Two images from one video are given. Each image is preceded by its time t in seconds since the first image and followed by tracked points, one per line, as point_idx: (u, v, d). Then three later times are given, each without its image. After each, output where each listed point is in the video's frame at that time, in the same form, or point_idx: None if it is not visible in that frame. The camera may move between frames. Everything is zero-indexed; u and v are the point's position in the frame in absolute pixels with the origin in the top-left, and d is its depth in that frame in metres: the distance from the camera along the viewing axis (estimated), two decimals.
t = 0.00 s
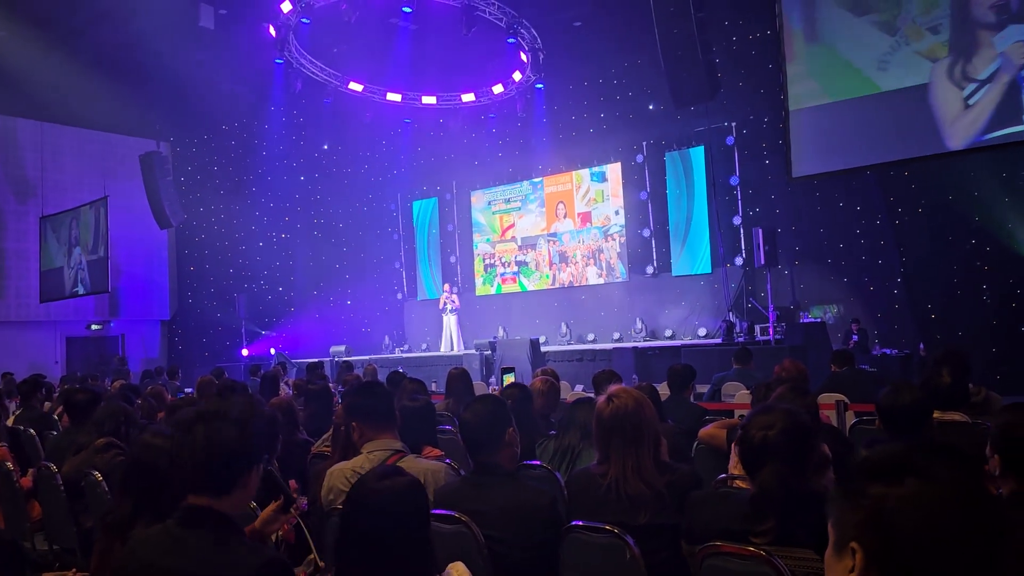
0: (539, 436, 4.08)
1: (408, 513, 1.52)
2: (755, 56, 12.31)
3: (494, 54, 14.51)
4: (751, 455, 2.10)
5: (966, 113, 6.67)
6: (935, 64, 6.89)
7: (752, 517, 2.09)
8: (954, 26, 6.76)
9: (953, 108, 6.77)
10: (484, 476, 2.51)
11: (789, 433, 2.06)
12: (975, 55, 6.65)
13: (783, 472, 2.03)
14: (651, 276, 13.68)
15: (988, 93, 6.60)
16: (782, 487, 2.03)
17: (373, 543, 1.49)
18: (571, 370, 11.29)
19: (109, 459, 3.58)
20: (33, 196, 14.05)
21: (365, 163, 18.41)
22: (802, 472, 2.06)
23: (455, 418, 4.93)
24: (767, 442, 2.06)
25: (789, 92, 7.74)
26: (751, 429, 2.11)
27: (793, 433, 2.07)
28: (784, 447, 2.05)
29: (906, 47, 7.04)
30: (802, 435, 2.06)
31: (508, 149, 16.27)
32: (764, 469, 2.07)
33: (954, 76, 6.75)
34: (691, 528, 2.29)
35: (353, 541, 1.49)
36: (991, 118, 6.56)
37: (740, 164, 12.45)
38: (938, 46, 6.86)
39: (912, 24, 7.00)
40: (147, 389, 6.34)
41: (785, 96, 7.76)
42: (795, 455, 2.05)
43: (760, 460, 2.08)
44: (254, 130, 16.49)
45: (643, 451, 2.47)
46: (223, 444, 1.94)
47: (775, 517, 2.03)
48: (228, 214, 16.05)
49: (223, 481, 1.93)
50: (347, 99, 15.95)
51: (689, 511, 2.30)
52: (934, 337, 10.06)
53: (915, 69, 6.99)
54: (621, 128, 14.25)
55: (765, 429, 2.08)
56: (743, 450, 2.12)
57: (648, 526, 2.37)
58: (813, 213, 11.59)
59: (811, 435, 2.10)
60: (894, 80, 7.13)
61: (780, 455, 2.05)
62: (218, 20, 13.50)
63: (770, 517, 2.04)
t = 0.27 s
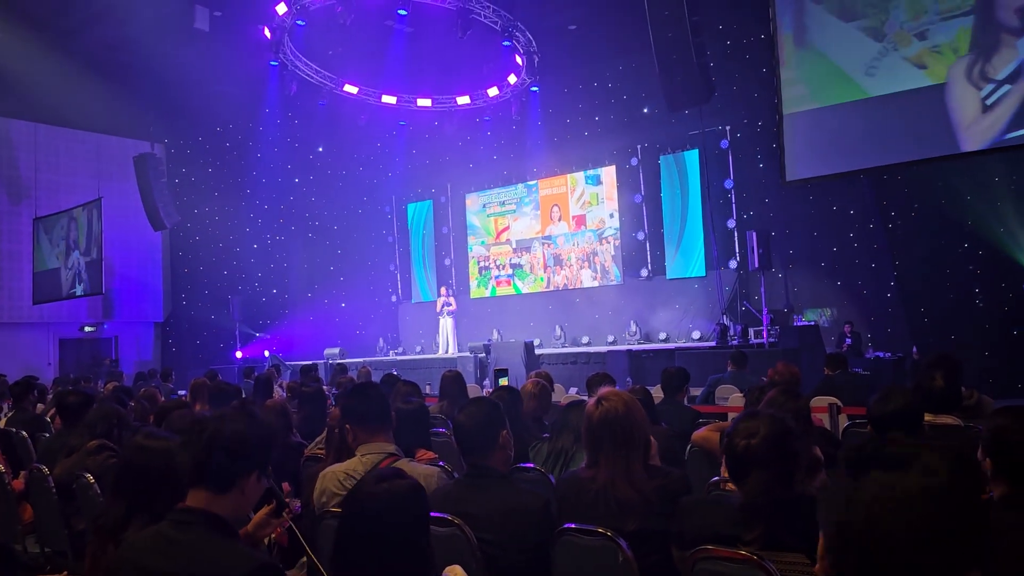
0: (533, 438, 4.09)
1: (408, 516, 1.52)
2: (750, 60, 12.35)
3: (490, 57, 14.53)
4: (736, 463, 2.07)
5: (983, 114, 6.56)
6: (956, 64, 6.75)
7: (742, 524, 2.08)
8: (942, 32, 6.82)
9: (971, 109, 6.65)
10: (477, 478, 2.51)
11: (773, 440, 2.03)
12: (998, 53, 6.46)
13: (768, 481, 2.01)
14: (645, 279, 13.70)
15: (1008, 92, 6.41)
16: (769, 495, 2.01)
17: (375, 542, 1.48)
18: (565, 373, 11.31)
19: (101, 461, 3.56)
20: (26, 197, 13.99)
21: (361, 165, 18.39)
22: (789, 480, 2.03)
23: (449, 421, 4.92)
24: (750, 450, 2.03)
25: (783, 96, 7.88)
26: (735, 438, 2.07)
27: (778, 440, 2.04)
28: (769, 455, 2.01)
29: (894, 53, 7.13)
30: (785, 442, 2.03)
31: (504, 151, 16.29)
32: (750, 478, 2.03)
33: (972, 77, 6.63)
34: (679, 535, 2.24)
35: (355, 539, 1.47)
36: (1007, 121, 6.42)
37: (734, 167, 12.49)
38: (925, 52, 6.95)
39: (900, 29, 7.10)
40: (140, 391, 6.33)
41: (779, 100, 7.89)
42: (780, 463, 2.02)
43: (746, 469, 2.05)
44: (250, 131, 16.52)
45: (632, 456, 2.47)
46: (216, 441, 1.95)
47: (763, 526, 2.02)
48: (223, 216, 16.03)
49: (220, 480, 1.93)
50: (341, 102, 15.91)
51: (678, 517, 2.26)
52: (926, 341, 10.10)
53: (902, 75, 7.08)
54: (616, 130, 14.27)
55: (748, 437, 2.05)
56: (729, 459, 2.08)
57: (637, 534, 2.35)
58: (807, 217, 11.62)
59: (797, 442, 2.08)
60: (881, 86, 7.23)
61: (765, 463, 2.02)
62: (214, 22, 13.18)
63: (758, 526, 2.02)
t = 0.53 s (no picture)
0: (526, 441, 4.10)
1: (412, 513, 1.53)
2: (744, 65, 12.40)
3: (483, 61, 14.59)
4: (720, 473, 2.05)
5: (989, 120, 6.71)
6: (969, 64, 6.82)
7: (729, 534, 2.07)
8: (919, 43, 7.13)
9: (977, 116, 6.76)
10: (470, 482, 2.52)
11: (756, 449, 2.01)
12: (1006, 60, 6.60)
13: (754, 491, 1.98)
14: (639, 282, 13.73)
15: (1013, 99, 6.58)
16: (754, 506, 1.99)
17: (375, 540, 1.48)
18: (559, 377, 11.32)
19: (93, 463, 3.55)
20: (19, 199, 13.78)
21: (355, 168, 18.47)
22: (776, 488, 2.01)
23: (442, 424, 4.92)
24: (734, 462, 2.00)
25: (776, 100, 7.86)
26: (717, 450, 2.04)
27: (762, 449, 2.01)
28: (753, 465, 1.99)
29: (873, 62, 7.40)
30: (768, 451, 2.01)
31: (498, 155, 16.32)
32: (735, 491, 2.00)
33: (981, 83, 6.73)
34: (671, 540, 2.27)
35: (352, 541, 1.46)
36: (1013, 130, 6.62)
37: (728, 172, 12.51)
38: (902, 62, 7.23)
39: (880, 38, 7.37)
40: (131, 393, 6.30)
41: (772, 104, 7.88)
42: (765, 472, 2.00)
43: (730, 479, 2.02)
44: (244, 133, 16.50)
45: (620, 462, 2.46)
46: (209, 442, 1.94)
47: (750, 536, 2.01)
48: (217, 218, 16.01)
49: (213, 484, 1.91)
50: (336, 105, 15.89)
51: (668, 524, 2.28)
52: (918, 346, 10.15)
53: (879, 84, 7.33)
54: (610, 134, 14.33)
55: (731, 448, 2.02)
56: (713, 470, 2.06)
57: (626, 541, 2.33)
58: (800, 222, 11.66)
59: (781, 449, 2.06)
60: (860, 94, 7.46)
61: (749, 473, 1.99)
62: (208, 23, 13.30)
63: (745, 538, 2.02)
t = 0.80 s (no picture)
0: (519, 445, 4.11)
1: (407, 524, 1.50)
2: (736, 72, 12.45)
3: (479, 65, 14.63)
4: (707, 483, 2.07)
5: (968, 123, 6.98)
6: (955, 69, 7.07)
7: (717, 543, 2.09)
8: (884, 57, 7.51)
9: (960, 117, 7.04)
10: (461, 486, 2.52)
11: (743, 459, 2.03)
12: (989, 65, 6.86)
13: (739, 503, 2.02)
14: (633, 287, 13.76)
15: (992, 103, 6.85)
16: (739, 518, 2.02)
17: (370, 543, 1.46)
18: (552, 381, 11.32)
19: (84, 466, 3.54)
20: (10, 199, 14.19)
21: (349, 171, 18.32)
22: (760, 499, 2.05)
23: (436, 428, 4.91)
24: (719, 473, 2.03)
25: (771, 107, 8.03)
26: (704, 461, 2.06)
27: (748, 461, 2.04)
28: (740, 476, 2.02)
29: (840, 75, 7.75)
30: (755, 462, 2.04)
31: (493, 159, 16.33)
32: (720, 503, 2.04)
33: (962, 86, 7.01)
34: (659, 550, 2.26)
35: (346, 545, 1.44)
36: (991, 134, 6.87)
37: (722, 178, 12.55)
38: (869, 75, 7.61)
39: (847, 52, 7.74)
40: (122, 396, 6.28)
41: (767, 111, 8.05)
42: (751, 483, 2.02)
43: (717, 490, 2.05)
44: (237, 135, 16.34)
45: (612, 467, 2.47)
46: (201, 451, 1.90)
47: (737, 546, 2.01)
48: (210, 220, 15.96)
49: (206, 489, 1.90)
50: (331, 108, 15.87)
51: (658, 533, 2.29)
52: (910, 352, 10.20)
53: (846, 96, 7.68)
54: (604, 139, 14.35)
55: (716, 460, 2.05)
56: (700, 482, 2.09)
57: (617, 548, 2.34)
58: (792, 228, 11.70)
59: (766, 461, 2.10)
60: (828, 105, 7.79)
61: (736, 484, 2.02)
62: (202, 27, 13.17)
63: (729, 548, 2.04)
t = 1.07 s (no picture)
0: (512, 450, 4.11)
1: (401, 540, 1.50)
2: (731, 78, 12.47)
3: (474, 70, 14.64)
4: (700, 492, 2.10)
5: (943, 133, 7.20)
6: (936, 81, 7.28)
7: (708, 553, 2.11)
8: (857, 69, 7.81)
9: (935, 128, 7.24)
10: (454, 491, 2.52)
11: (733, 472, 2.04)
12: (969, 79, 7.07)
13: (729, 515, 2.03)
14: (627, 292, 13.78)
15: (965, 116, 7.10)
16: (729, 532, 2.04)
17: (363, 552, 1.46)
18: (546, 386, 11.32)
19: (75, 470, 3.59)
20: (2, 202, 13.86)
21: (343, 175, 18.16)
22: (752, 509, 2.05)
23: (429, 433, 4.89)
24: (710, 484, 2.05)
25: (765, 114, 8.20)
26: (696, 472, 2.08)
27: (739, 473, 2.05)
28: (730, 489, 2.04)
29: (815, 86, 8.00)
30: (747, 474, 2.04)
31: (487, 163, 16.32)
32: (712, 514, 2.06)
33: (940, 98, 7.23)
34: (651, 558, 2.29)
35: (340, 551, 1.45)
36: (961, 147, 7.09)
37: (716, 184, 12.58)
38: (842, 86, 7.89)
39: (821, 64, 8.02)
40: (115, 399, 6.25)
41: (761, 117, 8.22)
42: (741, 495, 2.04)
43: (708, 499, 2.07)
44: (232, 137, 16.35)
45: (605, 472, 2.48)
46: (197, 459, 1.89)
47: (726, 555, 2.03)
48: (204, 223, 16.04)
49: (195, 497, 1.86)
50: (326, 112, 15.86)
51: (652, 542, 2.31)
52: (903, 358, 10.23)
53: (821, 107, 7.92)
54: (598, 144, 14.37)
55: (708, 471, 2.06)
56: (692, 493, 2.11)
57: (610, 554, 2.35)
58: (786, 234, 11.72)
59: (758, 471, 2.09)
60: (802, 116, 8.04)
61: (726, 496, 2.04)
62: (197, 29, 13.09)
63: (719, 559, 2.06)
